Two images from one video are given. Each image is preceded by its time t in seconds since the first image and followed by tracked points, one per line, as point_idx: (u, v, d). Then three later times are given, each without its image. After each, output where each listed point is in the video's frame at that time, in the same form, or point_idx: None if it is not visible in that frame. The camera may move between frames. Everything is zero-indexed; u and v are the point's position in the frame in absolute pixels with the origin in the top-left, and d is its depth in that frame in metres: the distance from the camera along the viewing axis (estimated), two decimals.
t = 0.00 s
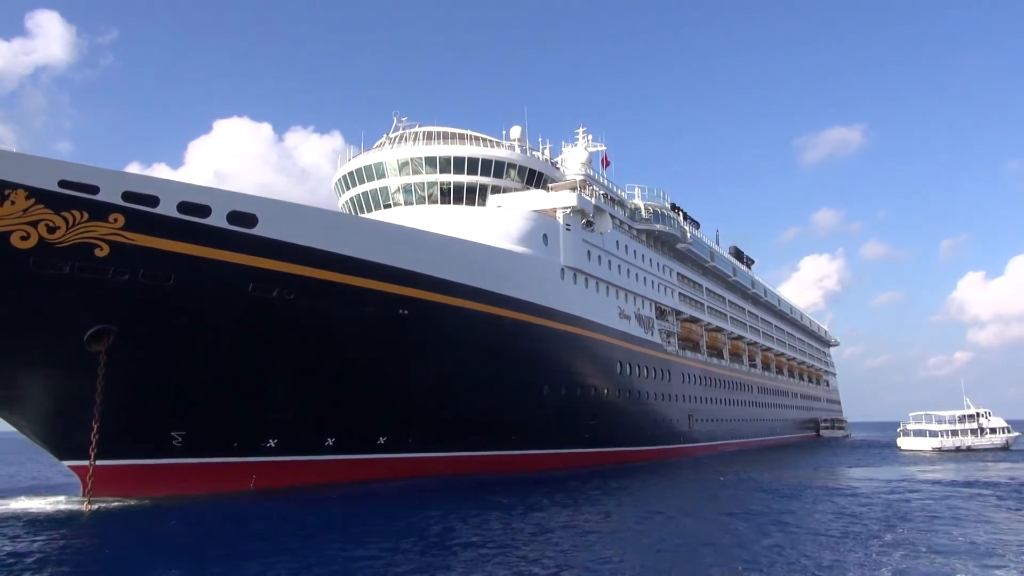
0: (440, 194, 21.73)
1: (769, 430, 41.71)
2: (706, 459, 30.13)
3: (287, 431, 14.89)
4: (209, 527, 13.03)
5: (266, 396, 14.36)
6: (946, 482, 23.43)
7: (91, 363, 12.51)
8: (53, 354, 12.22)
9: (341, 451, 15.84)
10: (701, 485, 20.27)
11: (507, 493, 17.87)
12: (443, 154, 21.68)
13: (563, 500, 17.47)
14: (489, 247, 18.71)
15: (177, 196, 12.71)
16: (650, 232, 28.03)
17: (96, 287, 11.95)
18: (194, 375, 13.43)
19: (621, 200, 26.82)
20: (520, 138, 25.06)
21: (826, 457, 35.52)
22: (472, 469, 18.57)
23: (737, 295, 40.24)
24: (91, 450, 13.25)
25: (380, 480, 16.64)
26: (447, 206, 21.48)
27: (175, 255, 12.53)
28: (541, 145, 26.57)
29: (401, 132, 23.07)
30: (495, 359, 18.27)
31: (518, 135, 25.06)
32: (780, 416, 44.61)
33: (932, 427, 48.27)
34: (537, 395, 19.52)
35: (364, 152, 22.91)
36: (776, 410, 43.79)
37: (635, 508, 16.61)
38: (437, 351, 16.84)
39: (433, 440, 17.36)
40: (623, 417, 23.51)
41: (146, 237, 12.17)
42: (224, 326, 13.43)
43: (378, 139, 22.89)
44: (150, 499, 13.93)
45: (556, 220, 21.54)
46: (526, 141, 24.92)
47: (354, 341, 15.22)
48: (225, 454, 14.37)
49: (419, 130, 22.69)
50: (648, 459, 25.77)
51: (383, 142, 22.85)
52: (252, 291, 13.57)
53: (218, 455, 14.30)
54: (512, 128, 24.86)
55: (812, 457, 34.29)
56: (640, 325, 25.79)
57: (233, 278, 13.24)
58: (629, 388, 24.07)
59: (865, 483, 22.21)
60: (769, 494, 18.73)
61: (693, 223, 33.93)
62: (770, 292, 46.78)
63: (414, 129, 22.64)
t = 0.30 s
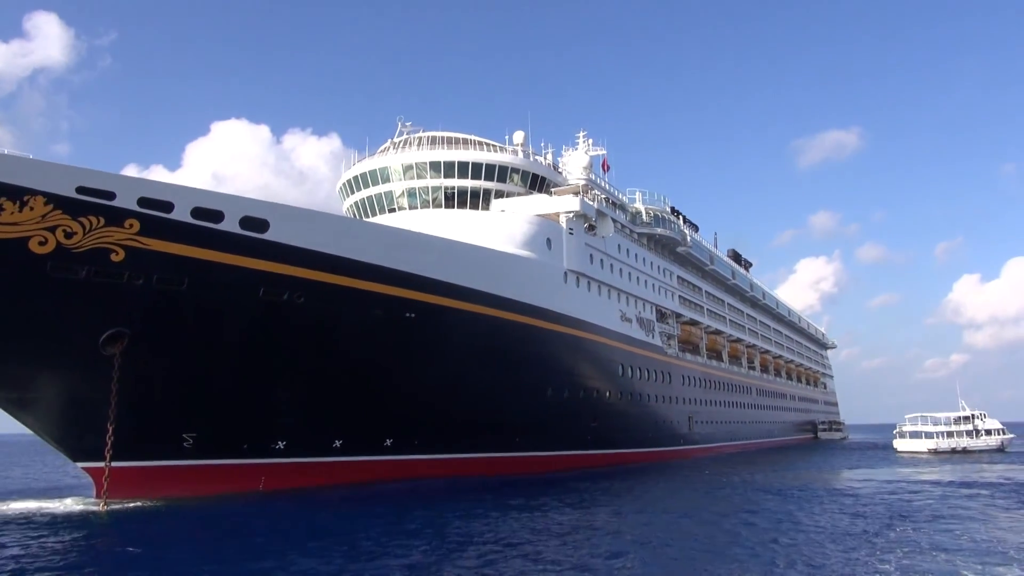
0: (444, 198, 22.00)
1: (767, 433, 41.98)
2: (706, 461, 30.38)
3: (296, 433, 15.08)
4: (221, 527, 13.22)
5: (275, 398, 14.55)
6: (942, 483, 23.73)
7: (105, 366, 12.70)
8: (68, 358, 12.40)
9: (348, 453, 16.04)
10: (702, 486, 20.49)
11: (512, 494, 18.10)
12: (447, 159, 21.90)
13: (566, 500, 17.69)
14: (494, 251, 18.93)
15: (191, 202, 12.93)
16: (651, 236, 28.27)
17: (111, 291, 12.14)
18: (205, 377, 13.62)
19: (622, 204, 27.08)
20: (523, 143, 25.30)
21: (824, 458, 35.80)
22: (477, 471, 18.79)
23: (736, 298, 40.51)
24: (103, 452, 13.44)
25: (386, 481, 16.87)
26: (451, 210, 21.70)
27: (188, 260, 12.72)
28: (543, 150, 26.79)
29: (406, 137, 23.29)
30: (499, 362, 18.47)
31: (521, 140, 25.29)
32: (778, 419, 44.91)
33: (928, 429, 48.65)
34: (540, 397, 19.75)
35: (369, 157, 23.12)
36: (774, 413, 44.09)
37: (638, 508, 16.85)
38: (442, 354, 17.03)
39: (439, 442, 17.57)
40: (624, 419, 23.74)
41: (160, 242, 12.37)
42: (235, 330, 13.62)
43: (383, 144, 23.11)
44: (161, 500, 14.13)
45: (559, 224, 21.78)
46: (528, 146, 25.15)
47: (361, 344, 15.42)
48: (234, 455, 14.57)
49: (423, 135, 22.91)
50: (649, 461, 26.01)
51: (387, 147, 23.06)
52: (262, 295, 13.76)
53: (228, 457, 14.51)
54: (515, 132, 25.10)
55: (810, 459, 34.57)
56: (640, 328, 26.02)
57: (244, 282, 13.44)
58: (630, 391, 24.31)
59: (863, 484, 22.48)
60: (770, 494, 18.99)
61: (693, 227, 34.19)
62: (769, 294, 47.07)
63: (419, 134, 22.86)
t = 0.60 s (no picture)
0: (448, 202, 22.22)
1: (767, 432, 42.28)
2: (707, 460, 30.67)
3: (306, 435, 15.29)
4: (235, 527, 13.44)
5: (286, 400, 14.75)
6: (941, 480, 24.05)
7: (121, 370, 12.90)
8: (84, 362, 12.59)
9: (356, 454, 16.25)
10: (705, 485, 20.71)
11: (519, 494, 18.34)
12: (451, 163, 22.12)
13: (571, 500, 17.94)
14: (498, 254, 19.16)
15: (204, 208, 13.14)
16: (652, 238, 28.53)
17: (126, 296, 12.34)
18: (218, 380, 13.83)
19: (623, 206, 27.31)
20: (525, 147, 25.55)
21: (823, 457, 36.06)
22: (483, 471, 19.01)
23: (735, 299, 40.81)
24: (117, 455, 13.63)
25: (394, 482, 17.09)
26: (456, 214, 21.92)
27: (202, 265, 12.93)
28: (545, 153, 27.04)
29: (409, 141, 23.50)
30: (504, 363, 18.69)
31: (524, 144, 25.50)
32: (778, 418, 45.23)
33: (925, 427, 49.04)
34: (544, 398, 19.97)
35: (373, 161, 23.32)
36: (774, 412, 44.43)
37: (643, 507, 17.09)
38: (449, 356, 17.24)
39: (446, 443, 17.79)
40: (627, 419, 24.00)
41: (175, 247, 12.57)
42: (247, 333, 13.82)
43: (387, 148, 23.32)
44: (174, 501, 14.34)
45: (562, 227, 22.03)
46: (531, 150, 25.40)
47: (370, 347, 15.62)
48: (246, 456, 14.78)
49: (427, 139, 23.13)
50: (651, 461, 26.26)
51: (391, 151, 23.27)
52: (273, 299, 13.96)
53: (239, 458, 14.72)
54: (517, 136, 25.35)
55: (809, 458, 34.83)
56: (642, 329, 26.29)
57: (256, 287, 13.64)
58: (633, 391, 24.57)
59: (863, 482, 22.76)
60: (772, 492, 19.27)
61: (692, 228, 34.43)
62: (767, 295, 47.36)
63: (423, 138, 23.07)
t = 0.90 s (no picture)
0: (452, 205, 22.43)
1: (767, 430, 42.56)
2: (709, 458, 30.93)
3: (316, 436, 15.48)
4: (248, 528, 13.63)
5: (297, 402, 14.94)
6: (941, 475, 24.31)
7: (136, 373, 13.10)
8: (100, 366, 12.79)
9: (365, 454, 16.45)
10: (708, 483, 20.92)
11: (525, 493, 18.56)
12: (455, 166, 22.33)
13: (578, 498, 18.15)
14: (503, 256, 19.37)
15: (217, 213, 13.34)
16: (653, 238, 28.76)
17: (142, 301, 12.53)
18: (230, 383, 14.02)
19: (624, 207, 27.53)
20: (527, 149, 25.77)
21: (824, 454, 36.31)
22: (489, 471, 19.22)
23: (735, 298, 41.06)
24: (133, 457, 13.84)
25: (403, 482, 17.30)
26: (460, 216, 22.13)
27: (215, 270, 13.12)
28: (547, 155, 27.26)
29: (413, 145, 23.72)
30: (510, 364, 18.90)
31: (526, 147, 25.72)
32: (778, 416, 45.52)
33: (923, 424, 49.36)
34: (548, 398, 20.16)
35: (377, 164, 23.52)
36: (774, 410, 44.71)
37: (649, 504, 17.32)
38: (456, 357, 17.44)
39: (453, 443, 17.99)
40: (630, 418, 24.23)
41: (188, 252, 12.76)
42: (258, 336, 14.01)
43: (391, 151, 23.52)
44: (186, 503, 14.55)
45: (565, 229, 22.25)
46: (533, 152, 25.62)
47: (379, 349, 15.81)
48: (257, 458, 14.98)
49: (431, 142, 23.33)
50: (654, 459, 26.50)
51: (395, 155, 23.47)
52: (284, 302, 14.16)
53: (251, 459, 14.92)
54: (520, 139, 25.59)
55: (809, 455, 35.07)
56: (644, 329, 26.53)
57: (268, 290, 13.84)
58: (636, 391, 24.80)
59: (863, 478, 23.01)
60: (775, 489, 19.51)
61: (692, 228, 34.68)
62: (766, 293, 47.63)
63: (426, 142, 23.28)
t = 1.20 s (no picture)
0: (456, 206, 22.63)
1: (768, 427, 42.83)
2: (712, 455, 31.17)
3: (327, 436, 15.70)
4: (262, 526, 13.87)
5: (308, 403, 15.15)
6: (941, 469, 24.54)
7: (152, 376, 13.32)
8: (116, 369, 13.01)
9: (375, 454, 16.66)
10: (712, 478, 21.16)
11: (532, 490, 18.78)
12: (459, 168, 22.54)
13: (584, 495, 18.38)
14: (509, 257, 19.59)
15: (230, 218, 13.57)
16: (655, 237, 28.97)
17: (157, 305, 12.74)
18: (242, 384, 14.22)
19: (626, 207, 27.74)
20: (530, 151, 26.00)
21: (824, 450, 36.57)
22: (496, 469, 19.43)
23: (735, 296, 41.30)
24: (148, 459, 14.07)
25: (411, 481, 17.52)
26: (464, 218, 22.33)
27: (229, 274, 13.33)
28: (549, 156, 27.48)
29: (416, 147, 23.91)
30: (516, 363, 19.12)
31: (528, 148, 25.93)
32: (779, 413, 45.78)
33: (921, 419, 49.66)
34: (554, 397, 20.38)
35: (381, 167, 23.73)
36: (775, 407, 44.96)
37: (655, 500, 17.54)
38: (463, 356, 17.63)
39: (460, 442, 18.19)
40: (634, 416, 24.46)
41: (202, 256, 12.96)
42: (270, 339, 14.20)
43: (395, 154, 23.73)
44: (199, 503, 14.77)
45: (569, 229, 22.46)
46: (535, 153, 25.84)
47: (388, 350, 16.01)
48: (269, 458, 15.19)
49: (434, 144, 23.54)
50: (658, 457, 26.72)
51: (399, 157, 23.68)
52: (296, 305, 14.36)
53: (263, 460, 15.14)
54: (522, 140, 25.81)
55: (810, 451, 35.32)
56: (647, 327, 26.76)
57: (280, 293, 14.06)
58: (639, 389, 25.02)
59: (865, 472, 23.25)
60: (779, 484, 19.75)
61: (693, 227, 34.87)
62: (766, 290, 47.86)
63: (430, 144, 23.48)
